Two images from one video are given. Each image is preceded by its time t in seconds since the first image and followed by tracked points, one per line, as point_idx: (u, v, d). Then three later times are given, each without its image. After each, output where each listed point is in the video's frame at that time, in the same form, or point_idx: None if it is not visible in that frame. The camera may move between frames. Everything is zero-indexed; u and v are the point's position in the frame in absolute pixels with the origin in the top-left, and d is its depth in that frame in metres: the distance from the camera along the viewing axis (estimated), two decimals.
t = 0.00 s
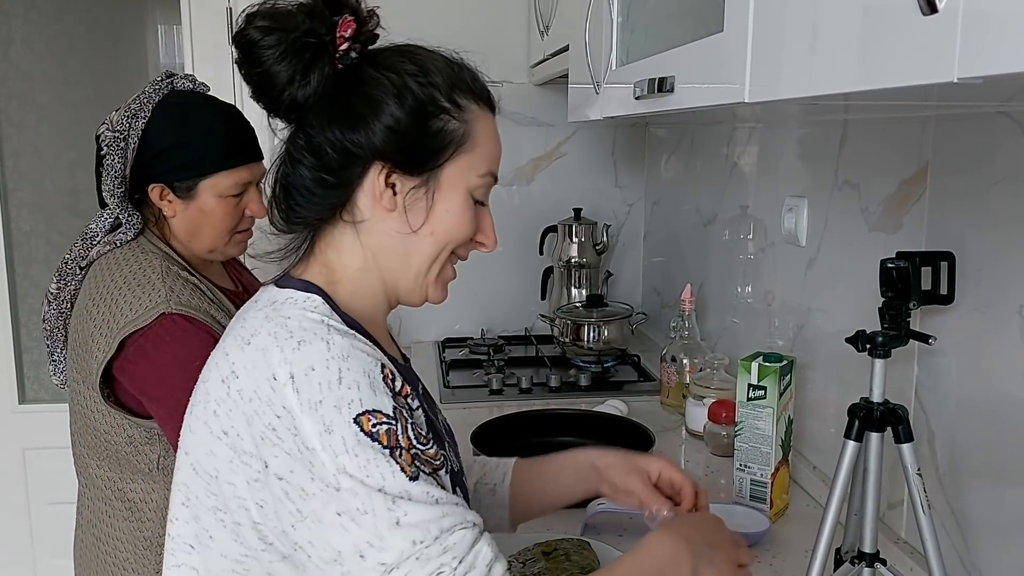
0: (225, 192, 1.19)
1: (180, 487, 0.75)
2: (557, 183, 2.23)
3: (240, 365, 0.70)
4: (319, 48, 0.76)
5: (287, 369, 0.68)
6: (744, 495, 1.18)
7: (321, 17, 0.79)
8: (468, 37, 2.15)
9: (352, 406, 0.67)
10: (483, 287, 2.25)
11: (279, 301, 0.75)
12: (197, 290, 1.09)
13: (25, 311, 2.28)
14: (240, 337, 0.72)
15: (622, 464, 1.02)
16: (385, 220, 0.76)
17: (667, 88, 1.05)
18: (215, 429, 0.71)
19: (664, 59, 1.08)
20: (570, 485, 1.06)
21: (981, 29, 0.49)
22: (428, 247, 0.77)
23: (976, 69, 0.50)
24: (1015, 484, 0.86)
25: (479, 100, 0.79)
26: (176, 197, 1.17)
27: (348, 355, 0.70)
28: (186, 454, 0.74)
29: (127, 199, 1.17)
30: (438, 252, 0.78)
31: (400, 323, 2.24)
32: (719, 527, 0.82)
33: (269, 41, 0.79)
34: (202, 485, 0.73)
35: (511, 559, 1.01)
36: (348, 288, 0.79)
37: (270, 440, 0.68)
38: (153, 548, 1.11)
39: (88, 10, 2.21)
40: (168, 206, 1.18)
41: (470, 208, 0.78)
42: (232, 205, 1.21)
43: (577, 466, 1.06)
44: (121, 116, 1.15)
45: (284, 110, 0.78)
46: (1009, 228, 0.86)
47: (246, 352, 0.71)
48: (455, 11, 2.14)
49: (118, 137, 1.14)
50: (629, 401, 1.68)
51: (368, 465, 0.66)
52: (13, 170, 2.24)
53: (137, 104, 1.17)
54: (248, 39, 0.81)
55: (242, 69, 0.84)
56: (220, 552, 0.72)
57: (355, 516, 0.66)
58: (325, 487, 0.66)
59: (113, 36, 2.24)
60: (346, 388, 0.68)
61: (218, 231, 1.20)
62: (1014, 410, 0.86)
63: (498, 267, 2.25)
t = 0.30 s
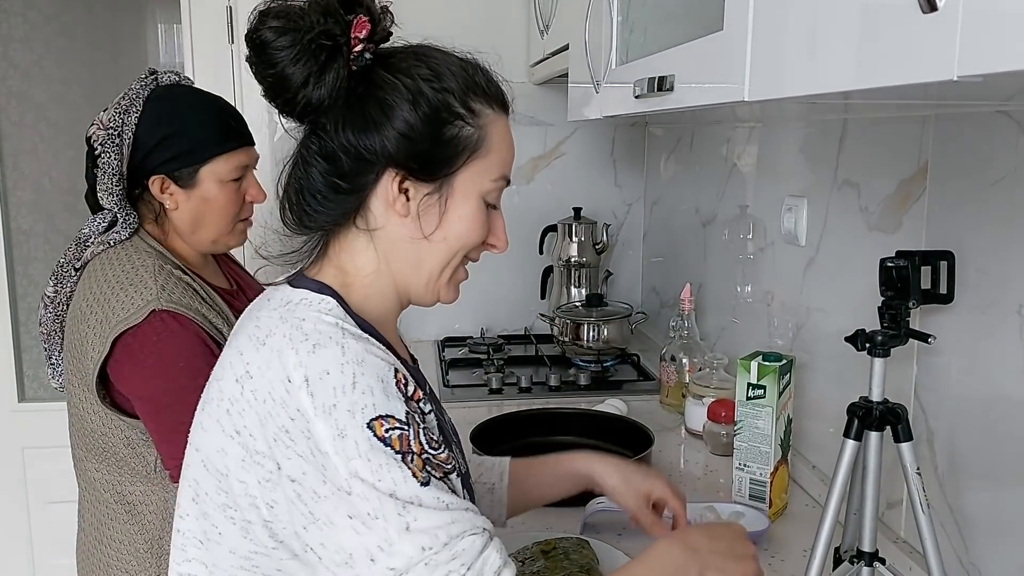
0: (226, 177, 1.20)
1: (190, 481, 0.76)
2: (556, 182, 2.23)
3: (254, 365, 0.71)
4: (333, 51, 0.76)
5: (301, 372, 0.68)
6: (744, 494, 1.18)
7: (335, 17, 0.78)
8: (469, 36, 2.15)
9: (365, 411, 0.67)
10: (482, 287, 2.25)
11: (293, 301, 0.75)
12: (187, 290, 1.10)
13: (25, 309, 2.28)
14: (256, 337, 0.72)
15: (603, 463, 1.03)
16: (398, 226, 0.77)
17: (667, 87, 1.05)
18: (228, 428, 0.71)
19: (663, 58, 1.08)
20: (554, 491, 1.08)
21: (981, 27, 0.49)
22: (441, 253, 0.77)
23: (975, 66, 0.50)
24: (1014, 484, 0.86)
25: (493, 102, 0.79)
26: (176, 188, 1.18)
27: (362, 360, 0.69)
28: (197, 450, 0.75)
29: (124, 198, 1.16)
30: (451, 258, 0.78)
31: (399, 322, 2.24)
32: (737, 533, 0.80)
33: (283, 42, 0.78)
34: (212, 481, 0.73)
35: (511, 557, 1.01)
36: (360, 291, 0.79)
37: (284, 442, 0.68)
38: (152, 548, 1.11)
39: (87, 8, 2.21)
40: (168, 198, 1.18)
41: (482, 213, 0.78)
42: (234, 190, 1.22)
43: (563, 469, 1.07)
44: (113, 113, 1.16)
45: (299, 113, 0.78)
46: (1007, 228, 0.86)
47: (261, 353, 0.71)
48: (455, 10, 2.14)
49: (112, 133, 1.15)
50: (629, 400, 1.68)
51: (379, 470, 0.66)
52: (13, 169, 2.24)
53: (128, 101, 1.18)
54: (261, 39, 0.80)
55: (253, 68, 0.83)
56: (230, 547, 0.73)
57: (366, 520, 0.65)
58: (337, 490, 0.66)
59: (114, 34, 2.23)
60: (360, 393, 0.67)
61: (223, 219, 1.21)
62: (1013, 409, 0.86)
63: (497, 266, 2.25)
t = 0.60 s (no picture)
0: (232, 173, 1.21)
1: (187, 482, 0.76)
2: (556, 182, 2.23)
3: (253, 367, 0.70)
4: (335, 54, 0.76)
5: (301, 375, 0.68)
6: (743, 495, 1.18)
7: (339, 19, 0.78)
8: (469, 36, 2.15)
9: (367, 415, 0.67)
10: (482, 287, 2.25)
11: (291, 302, 0.74)
12: (172, 285, 1.10)
13: (25, 309, 2.28)
14: (253, 338, 0.72)
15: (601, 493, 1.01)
16: (394, 231, 0.77)
17: (667, 87, 1.05)
18: (226, 430, 0.71)
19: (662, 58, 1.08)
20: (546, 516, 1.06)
21: (981, 27, 0.49)
22: (437, 260, 0.77)
23: (974, 68, 0.50)
24: (1014, 485, 0.86)
25: (495, 108, 0.79)
26: (182, 182, 1.18)
27: (363, 363, 0.69)
28: (193, 451, 0.75)
29: (127, 196, 1.16)
30: (448, 265, 0.78)
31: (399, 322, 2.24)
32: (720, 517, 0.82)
33: (285, 42, 0.78)
34: (210, 483, 0.73)
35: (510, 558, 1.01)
36: (357, 295, 0.79)
37: (283, 445, 0.68)
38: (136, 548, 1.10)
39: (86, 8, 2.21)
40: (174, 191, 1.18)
41: (481, 220, 0.78)
42: (238, 186, 1.22)
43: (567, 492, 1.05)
44: (119, 108, 1.15)
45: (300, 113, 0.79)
46: (1006, 228, 0.86)
47: (260, 355, 0.71)
48: (455, 10, 2.14)
49: (119, 129, 1.13)
50: (629, 401, 1.68)
51: (382, 473, 0.66)
52: (13, 168, 2.23)
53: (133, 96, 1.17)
54: (263, 38, 0.80)
55: (255, 66, 0.83)
56: (227, 549, 0.73)
57: (368, 522, 0.65)
58: (339, 493, 0.66)
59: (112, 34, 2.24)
60: (361, 396, 0.67)
61: (228, 214, 1.22)
62: (1012, 410, 0.86)
63: (497, 266, 2.25)
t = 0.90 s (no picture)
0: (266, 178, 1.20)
1: (173, 493, 0.78)
2: (556, 184, 2.23)
3: (226, 379, 0.71)
4: (299, 55, 0.76)
5: (272, 388, 0.68)
6: (744, 496, 1.18)
7: (304, 17, 0.78)
8: (469, 36, 2.15)
9: (338, 427, 0.67)
10: (482, 287, 2.25)
11: (268, 310, 0.75)
12: (183, 288, 1.09)
13: (25, 309, 2.26)
14: (229, 348, 0.73)
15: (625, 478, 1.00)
16: (367, 236, 0.76)
17: (668, 88, 1.05)
18: (203, 442, 0.73)
19: (665, 59, 1.08)
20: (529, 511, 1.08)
21: (983, 30, 0.49)
22: (412, 263, 0.77)
23: (976, 70, 0.50)
24: (1014, 487, 0.86)
25: (467, 103, 0.77)
26: (219, 186, 1.16)
27: (334, 373, 0.69)
28: (177, 462, 0.77)
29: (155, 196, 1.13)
30: (424, 266, 0.77)
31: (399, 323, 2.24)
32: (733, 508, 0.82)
33: (252, 45, 0.80)
34: (192, 494, 0.75)
35: (511, 559, 1.01)
36: (335, 299, 0.79)
37: (256, 458, 0.69)
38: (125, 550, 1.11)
39: (87, 9, 2.20)
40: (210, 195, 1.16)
41: (458, 218, 0.76)
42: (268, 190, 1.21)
43: (559, 478, 1.07)
44: (164, 111, 1.11)
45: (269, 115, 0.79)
46: (1007, 229, 0.86)
47: (234, 366, 0.71)
48: (456, 11, 2.14)
49: (167, 135, 1.10)
50: (629, 402, 1.68)
51: (354, 486, 0.66)
52: (14, 167, 2.21)
53: (178, 99, 1.12)
54: (230, 41, 0.82)
55: (224, 69, 0.85)
56: (213, 559, 0.75)
57: (341, 535, 0.65)
58: (312, 506, 0.66)
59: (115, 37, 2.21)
60: (331, 408, 0.67)
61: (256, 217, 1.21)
62: (1013, 412, 0.86)
63: (497, 267, 2.25)
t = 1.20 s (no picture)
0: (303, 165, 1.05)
1: (155, 501, 0.79)
2: (557, 184, 2.23)
3: (203, 390, 0.71)
4: (261, 61, 0.76)
5: (245, 401, 0.68)
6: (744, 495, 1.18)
7: (267, 19, 0.78)
8: (470, 37, 2.15)
9: (312, 440, 0.66)
10: (483, 288, 2.25)
11: (246, 317, 0.75)
12: (201, 266, 0.99)
13: (25, 309, 2.26)
14: (206, 358, 0.73)
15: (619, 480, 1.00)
16: (338, 243, 0.77)
17: (668, 89, 1.05)
18: (182, 452, 0.73)
19: (666, 59, 1.08)
20: (515, 507, 1.08)
21: (984, 33, 0.49)
22: (385, 270, 0.78)
23: (977, 71, 0.50)
24: (1015, 487, 0.86)
25: (437, 104, 0.77)
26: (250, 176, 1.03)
27: (309, 385, 0.69)
28: (157, 472, 0.77)
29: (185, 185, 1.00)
30: (397, 272, 0.78)
31: (400, 323, 2.24)
32: (735, 504, 0.82)
33: (216, 51, 0.79)
34: (173, 504, 0.76)
35: (510, 560, 1.01)
36: (313, 306, 0.80)
37: (232, 471, 0.69)
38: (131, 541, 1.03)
39: (89, 10, 2.21)
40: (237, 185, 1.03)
41: (433, 222, 0.77)
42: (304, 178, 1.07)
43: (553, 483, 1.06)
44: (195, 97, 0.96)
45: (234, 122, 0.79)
46: (1007, 230, 0.87)
47: (210, 376, 0.71)
48: (456, 12, 2.14)
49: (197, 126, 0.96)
50: (630, 402, 1.68)
51: (328, 501, 0.66)
52: (14, 167, 2.21)
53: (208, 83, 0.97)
54: (194, 47, 0.80)
55: (190, 75, 0.84)
56: (195, 568, 0.75)
57: (316, 550, 0.66)
58: (286, 520, 0.67)
59: (112, 35, 2.25)
60: (305, 421, 0.67)
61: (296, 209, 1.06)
62: (1014, 413, 0.86)
63: (498, 267, 2.25)
